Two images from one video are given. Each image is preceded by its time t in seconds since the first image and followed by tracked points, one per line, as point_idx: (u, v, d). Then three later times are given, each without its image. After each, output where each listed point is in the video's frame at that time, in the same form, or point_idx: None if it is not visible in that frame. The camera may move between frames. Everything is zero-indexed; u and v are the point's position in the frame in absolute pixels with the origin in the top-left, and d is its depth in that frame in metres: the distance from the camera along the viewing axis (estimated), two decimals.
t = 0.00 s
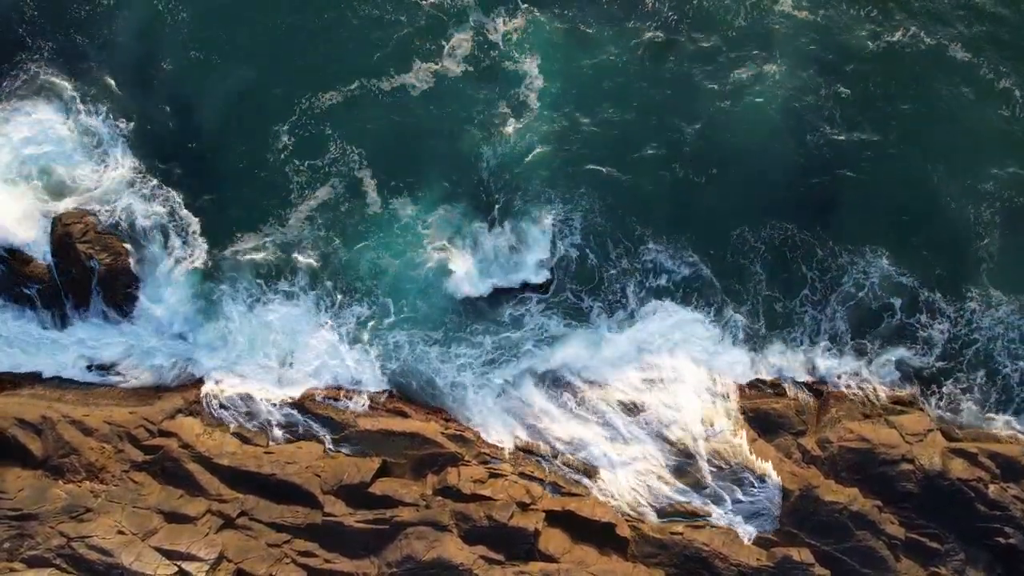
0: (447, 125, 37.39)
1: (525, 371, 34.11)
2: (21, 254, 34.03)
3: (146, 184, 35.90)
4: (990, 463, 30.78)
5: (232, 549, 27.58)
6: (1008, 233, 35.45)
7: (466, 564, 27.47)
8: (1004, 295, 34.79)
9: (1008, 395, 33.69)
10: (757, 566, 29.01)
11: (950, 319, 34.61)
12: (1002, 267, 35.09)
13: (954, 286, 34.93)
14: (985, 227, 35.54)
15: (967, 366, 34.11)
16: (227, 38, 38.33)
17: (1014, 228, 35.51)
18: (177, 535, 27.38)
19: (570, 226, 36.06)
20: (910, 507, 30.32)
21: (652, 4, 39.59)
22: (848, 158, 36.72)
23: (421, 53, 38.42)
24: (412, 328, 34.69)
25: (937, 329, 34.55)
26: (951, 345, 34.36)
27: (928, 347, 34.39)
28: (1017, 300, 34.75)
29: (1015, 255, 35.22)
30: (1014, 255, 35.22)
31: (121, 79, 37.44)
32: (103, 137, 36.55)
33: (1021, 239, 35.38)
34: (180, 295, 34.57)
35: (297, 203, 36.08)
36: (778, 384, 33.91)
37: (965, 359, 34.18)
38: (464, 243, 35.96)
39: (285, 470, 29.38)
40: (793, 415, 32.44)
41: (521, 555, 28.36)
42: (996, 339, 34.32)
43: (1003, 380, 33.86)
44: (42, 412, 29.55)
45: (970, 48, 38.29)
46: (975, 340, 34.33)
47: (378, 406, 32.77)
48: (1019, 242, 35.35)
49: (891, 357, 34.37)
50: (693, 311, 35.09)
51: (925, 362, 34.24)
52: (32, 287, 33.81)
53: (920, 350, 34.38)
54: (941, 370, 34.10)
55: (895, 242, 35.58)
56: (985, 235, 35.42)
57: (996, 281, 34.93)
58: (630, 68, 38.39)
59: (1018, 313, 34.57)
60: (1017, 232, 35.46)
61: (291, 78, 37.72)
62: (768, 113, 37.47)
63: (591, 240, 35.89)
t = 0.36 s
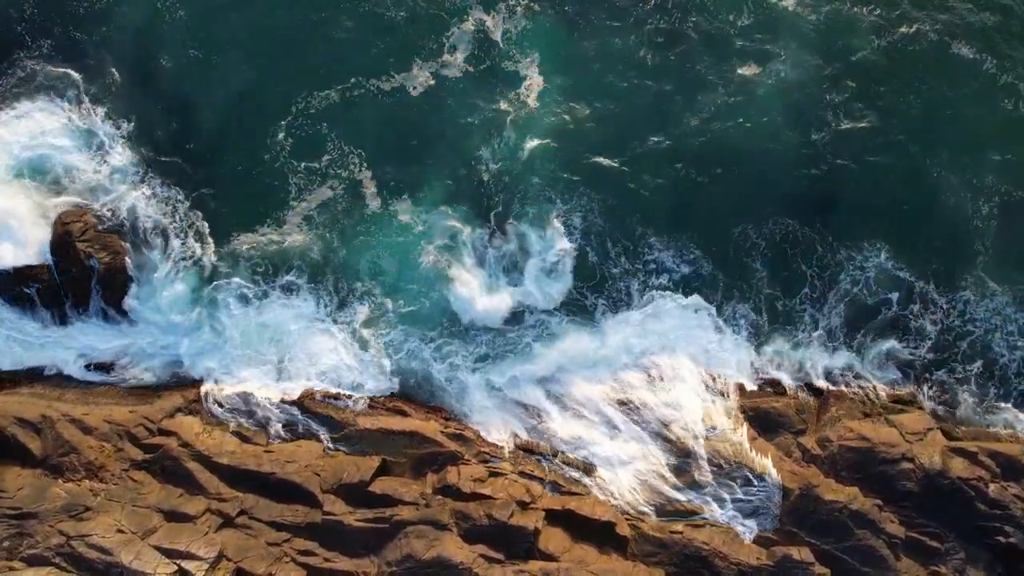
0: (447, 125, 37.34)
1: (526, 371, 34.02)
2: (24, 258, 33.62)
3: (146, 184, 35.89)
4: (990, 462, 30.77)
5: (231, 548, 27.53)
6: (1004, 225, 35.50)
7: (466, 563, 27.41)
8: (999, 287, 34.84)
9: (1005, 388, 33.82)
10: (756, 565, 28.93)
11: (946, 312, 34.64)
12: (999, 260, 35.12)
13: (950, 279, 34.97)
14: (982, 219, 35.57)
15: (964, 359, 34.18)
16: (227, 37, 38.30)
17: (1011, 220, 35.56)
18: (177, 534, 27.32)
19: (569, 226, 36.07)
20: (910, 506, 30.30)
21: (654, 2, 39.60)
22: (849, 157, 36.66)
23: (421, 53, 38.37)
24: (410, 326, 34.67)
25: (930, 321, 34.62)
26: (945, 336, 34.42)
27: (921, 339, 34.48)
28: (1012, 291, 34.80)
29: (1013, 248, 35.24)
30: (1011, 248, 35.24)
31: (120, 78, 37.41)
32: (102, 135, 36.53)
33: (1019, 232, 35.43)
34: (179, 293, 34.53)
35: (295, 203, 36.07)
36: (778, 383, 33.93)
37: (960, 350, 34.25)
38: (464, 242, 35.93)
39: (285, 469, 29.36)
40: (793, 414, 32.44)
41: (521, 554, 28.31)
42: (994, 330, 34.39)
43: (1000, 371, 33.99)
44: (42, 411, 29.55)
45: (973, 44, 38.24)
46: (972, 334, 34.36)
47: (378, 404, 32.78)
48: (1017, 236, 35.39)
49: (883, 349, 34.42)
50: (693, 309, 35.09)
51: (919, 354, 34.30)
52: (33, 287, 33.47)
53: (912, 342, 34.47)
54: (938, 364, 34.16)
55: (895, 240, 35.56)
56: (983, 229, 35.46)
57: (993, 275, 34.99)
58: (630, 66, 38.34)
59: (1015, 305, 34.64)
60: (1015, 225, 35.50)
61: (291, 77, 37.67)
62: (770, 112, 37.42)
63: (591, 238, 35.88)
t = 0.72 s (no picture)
0: (447, 124, 37.30)
1: (526, 370, 33.99)
2: (20, 250, 33.93)
3: (146, 182, 35.83)
4: (991, 460, 30.72)
5: (231, 545, 27.50)
6: (1000, 219, 35.46)
7: (466, 561, 27.35)
8: (995, 279, 34.81)
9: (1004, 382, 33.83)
10: (756, 563, 28.84)
11: (944, 307, 34.64)
12: (997, 253, 35.06)
13: (946, 271, 34.97)
14: (979, 213, 35.52)
15: (963, 353, 34.18)
16: (227, 35, 38.24)
17: (1008, 213, 35.52)
18: (177, 532, 27.31)
19: (569, 224, 36.01)
20: (910, 504, 30.30)
21: None
22: (850, 155, 36.56)
23: (421, 51, 38.29)
24: (410, 324, 34.65)
25: (924, 314, 34.67)
26: (938, 328, 34.49)
27: (913, 331, 34.54)
28: (1008, 283, 34.78)
29: (1011, 242, 35.18)
30: (1009, 241, 35.18)
31: (120, 75, 37.38)
32: (102, 132, 36.48)
33: (1017, 225, 35.37)
34: (179, 292, 34.53)
35: (294, 202, 36.01)
36: (778, 381, 33.92)
37: (955, 343, 34.27)
38: (463, 240, 35.89)
39: (285, 467, 29.33)
40: (794, 412, 32.40)
41: (521, 552, 28.28)
42: (991, 323, 34.38)
43: (999, 365, 34.00)
44: (42, 408, 29.57)
45: (976, 41, 38.14)
46: (970, 328, 34.36)
47: (379, 403, 32.72)
48: (1016, 229, 35.33)
49: (874, 343, 34.48)
50: (690, 306, 35.06)
51: (909, 346, 34.41)
52: (32, 285, 33.57)
53: (903, 334, 34.55)
54: (935, 358, 34.18)
55: (895, 237, 35.49)
56: (981, 223, 35.41)
57: (991, 269, 34.92)
58: (631, 64, 38.27)
59: (1012, 298, 34.60)
60: (1013, 219, 35.45)
61: (291, 76, 37.62)
62: (771, 110, 37.34)
63: (591, 236, 35.85)
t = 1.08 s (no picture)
0: (447, 120, 37.21)
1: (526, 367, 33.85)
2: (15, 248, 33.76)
3: (148, 180, 35.78)
4: (992, 457, 30.66)
5: (231, 541, 27.46)
6: (998, 212, 35.36)
7: (466, 557, 27.30)
8: (992, 272, 34.81)
9: (1001, 376, 33.84)
10: (756, 559, 28.77)
11: (943, 302, 34.65)
12: (996, 247, 34.98)
13: (943, 265, 34.93)
14: (978, 207, 35.43)
15: (961, 346, 34.23)
16: (227, 30, 38.14)
17: (1007, 207, 35.43)
18: (175, 529, 27.23)
19: (567, 220, 35.94)
20: (911, 501, 30.31)
21: None
22: (851, 151, 36.44)
23: (421, 47, 38.15)
24: (410, 320, 34.58)
25: (918, 307, 34.70)
26: (932, 319, 34.53)
27: (906, 323, 34.56)
28: (1004, 274, 34.80)
29: (1010, 236, 35.09)
30: (1008, 235, 35.10)
31: (119, 71, 37.28)
32: (101, 127, 36.41)
33: (1017, 219, 35.26)
34: (179, 288, 34.48)
35: (293, 198, 35.91)
36: (778, 378, 33.92)
37: (950, 334, 34.34)
38: (463, 236, 35.84)
39: (284, 463, 29.28)
40: (793, 408, 32.50)
41: (521, 548, 28.26)
42: (988, 316, 34.43)
43: (998, 360, 34.01)
44: (41, 405, 29.67)
45: (978, 37, 38.06)
46: (967, 321, 34.43)
47: (379, 400, 32.62)
48: (1016, 223, 35.20)
49: (866, 336, 34.47)
50: (689, 302, 35.00)
51: (901, 338, 34.46)
52: (32, 281, 33.44)
53: (894, 326, 34.58)
54: (933, 353, 34.20)
55: (895, 234, 35.39)
56: (980, 217, 35.31)
57: (990, 263, 34.88)
58: (632, 61, 38.18)
59: (1007, 290, 34.64)
60: (1013, 213, 35.35)
61: (291, 72, 37.52)
62: (772, 106, 37.23)
63: (591, 231, 35.80)
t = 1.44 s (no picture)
0: (446, 118, 37.17)
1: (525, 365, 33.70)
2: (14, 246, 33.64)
3: (149, 178, 35.75)
4: (992, 455, 30.67)
5: (230, 539, 27.41)
6: (996, 210, 35.37)
7: (466, 554, 27.28)
8: (989, 269, 34.87)
9: (999, 373, 33.88)
10: (756, 557, 28.77)
11: (942, 298, 34.68)
12: (995, 246, 35.01)
13: (941, 264, 34.96)
14: (977, 205, 35.43)
15: (957, 342, 34.27)
16: (227, 28, 38.10)
17: (1006, 205, 35.43)
18: (175, 526, 27.19)
19: (567, 218, 35.93)
20: (911, 498, 30.33)
21: None
22: (851, 149, 36.39)
23: (421, 45, 38.09)
24: (409, 318, 34.56)
25: (915, 303, 34.72)
26: (928, 315, 34.58)
27: (902, 318, 34.61)
28: (1000, 270, 34.85)
29: (1008, 234, 35.09)
30: (1006, 233, 35.11)
31: (118, 68, 37.24)
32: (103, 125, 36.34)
33: (1015, 218, 35.26)
34: (180, 287, 34.51)
35: (292, 196, 35.88)
36: (778, 376, 33.88)
37: (947, 330, 34.40)
38: (463, 234, 35.85)
39: (283, 461, 29.27)
40: (793, 406, 32.45)
41: (521, 546, 28.25)
42: (985, 313, 34.48)
43: (996, 358, 34.03)
44: (41, 403, 29.74)
45: (977, 36, 37.98)
46: (965, 316, 34.49)
47: (378, 399, 32.58)
48: (1015, 222, 35.19)
49: (862, 333, 34.48)
50: (688, 300, 34.93)
51: (896, 333, 34.51)
52: (33, 278, 33.36)
53: (890, 323, 34.62)
54: (932, 350, 34.24)
55: (894, 232, 35.34)
56: (978, 215, 35.32)
57: (988, 262, 34.91)
58: (631, 59, 38.12)
59: (1004, 287, 34.70)
60: (1011, 211, 35.35)
61: (290, 70, 37.47)
62: (772, 104, 37.19)
63: (590, 230, 35.81)
